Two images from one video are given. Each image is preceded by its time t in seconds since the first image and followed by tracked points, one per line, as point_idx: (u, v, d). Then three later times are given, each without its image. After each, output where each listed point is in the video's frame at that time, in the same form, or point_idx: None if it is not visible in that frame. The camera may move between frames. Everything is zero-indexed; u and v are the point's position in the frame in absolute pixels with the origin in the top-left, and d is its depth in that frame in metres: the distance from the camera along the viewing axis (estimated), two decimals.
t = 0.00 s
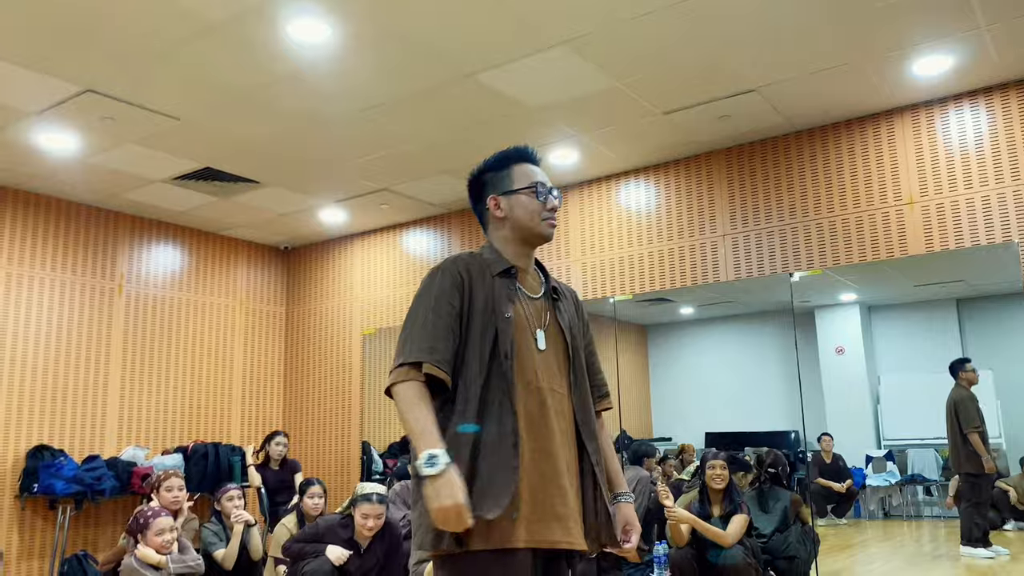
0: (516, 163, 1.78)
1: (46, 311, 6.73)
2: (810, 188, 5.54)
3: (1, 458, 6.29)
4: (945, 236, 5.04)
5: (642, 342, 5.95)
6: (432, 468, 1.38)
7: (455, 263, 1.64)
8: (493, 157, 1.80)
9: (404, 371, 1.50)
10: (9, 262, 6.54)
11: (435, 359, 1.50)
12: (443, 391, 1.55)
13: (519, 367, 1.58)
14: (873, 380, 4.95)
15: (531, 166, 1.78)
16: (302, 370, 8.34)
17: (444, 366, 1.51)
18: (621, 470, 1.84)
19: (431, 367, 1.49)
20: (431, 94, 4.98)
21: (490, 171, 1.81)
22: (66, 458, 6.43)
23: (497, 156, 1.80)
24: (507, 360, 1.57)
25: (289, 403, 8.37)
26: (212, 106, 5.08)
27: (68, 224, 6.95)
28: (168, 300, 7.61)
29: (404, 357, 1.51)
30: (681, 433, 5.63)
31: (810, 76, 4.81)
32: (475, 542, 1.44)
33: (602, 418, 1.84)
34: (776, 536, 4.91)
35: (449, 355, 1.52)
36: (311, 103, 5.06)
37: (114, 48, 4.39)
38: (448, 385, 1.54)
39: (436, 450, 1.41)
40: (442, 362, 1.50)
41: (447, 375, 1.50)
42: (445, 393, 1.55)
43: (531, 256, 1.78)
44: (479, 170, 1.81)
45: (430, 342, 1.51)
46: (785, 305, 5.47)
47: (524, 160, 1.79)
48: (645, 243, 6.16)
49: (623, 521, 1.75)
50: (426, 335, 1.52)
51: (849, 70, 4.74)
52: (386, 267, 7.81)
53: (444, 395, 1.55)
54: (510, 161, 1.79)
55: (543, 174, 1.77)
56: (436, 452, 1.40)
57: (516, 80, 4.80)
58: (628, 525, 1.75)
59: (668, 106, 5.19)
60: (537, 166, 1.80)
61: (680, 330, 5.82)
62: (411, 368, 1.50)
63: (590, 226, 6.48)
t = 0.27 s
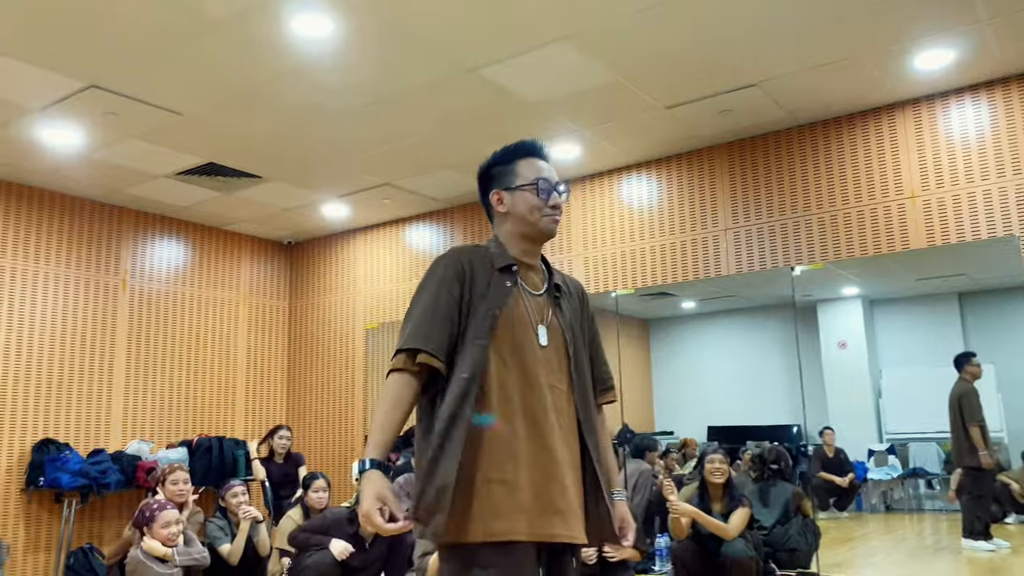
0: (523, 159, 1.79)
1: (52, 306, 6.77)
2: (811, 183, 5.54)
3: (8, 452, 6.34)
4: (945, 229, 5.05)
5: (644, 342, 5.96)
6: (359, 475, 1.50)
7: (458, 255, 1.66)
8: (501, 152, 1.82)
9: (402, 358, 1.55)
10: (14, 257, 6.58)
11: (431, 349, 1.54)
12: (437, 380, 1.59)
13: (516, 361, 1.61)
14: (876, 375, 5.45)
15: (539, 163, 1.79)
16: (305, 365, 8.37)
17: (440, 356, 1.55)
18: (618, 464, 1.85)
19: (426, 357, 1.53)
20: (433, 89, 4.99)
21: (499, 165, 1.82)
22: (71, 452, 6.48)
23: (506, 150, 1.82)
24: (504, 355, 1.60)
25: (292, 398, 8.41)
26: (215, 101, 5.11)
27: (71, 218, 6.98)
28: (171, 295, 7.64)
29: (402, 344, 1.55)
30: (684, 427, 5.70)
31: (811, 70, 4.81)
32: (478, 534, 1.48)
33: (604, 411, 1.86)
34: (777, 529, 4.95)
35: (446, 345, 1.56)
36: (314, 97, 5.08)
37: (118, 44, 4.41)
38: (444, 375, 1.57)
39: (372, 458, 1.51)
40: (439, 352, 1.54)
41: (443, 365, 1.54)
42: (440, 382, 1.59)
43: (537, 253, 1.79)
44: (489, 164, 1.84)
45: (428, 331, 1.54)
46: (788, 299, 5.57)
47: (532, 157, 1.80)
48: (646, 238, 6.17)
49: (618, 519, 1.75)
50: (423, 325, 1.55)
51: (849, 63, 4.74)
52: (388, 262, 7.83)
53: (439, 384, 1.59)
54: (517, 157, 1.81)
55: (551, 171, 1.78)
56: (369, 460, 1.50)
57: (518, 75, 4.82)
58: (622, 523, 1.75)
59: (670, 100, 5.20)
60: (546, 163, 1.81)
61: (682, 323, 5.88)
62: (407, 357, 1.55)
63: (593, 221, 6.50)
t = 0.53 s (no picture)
0: (542, 171, 1.86)
1: (60, 302, 6.90)
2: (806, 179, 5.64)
3: (18, 445, 6.48)
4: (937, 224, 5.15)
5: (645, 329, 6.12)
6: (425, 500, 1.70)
7: (469, 260, 1.76)
8: (521, 159, 1.88)
9: (442, 361, 1.64)
10: (23, 254, 6.70)
11: (469, 355, 1.65)
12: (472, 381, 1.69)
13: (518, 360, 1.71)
14: (873, 369, 5.21)
15: (556, 176, 1.86)
16: (309, 359, 8.50)
17: (477, 362, 1.66)
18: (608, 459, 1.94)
19: (465, 362, 1.63)
20: (434, 90, 5.10)
21: (514, 170, 1.88)
22: (81, 445, 6.62)
23: (525, 158, 1.88)
24: (511, 355, 1.70)
25: (296, 392, 8.54)
26: (220, 102, 5.21)
27: (79, 216, 7.10)
28: (177, 291, 7.77)
29: (440, 347, 1.65)
30: (682, 417, 5.83)
31: (804, 71, 4.92)
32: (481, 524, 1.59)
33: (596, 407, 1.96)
34: (772, 518, 5.10)
35: (477, 348, 1.66)
36: (317, 98, 5.18)
37: (126, 47, 4.52)
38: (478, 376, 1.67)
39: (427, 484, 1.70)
40: (476, 357, 1.65)
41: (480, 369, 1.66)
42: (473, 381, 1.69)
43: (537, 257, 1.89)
44: (505, 168, 1.88)
45: (460, 336, 1.65)
46: (781, 294, 5.65)
47: (549, 169, 1.87)
48: (644, 233, 6.28)
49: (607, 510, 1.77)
50: (454, 330, 1.65)
51: (842, 64, 4.85)
52: (390, 258, 7.95)
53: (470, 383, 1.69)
54: (535, 166, 1.87)
55: (566, 187, 1.87)
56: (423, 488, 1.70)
57: (517, 76, 4.92)
58: (614, 514, 1.81)
59: (666, 100, 5.31)
60: (562, 177, 1.89)
61: (680, 319, 5.99)
62: (446, 360, 1.64)
63: (591, 217, 6.60)
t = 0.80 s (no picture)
0: (520, 171, 1.94)
1: (75, 295, 7.07)
2: (805, 175, 5.75)
3: (37, 434, 6.67)
4: (933, 221, 5.26)
5: (650, 320, 6.19)
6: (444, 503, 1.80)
7: (465, 260, 1.85)
8: (499, 162, 1.97)
9: (449, 360, 1.72)
10: (39, 248, 6.86)
11: (474, 352, 1.72)
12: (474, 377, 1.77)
13: (513, 351, 1.82)
14: (875, 358, 5.23)
15: (535, 175, 1.94)
16: (318, 350, 8.66)
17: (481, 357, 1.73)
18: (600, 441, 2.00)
19: (472, 360, 1.71)
20: (440, 88, 5.22)
21: (496, 174, 1.97)
22: (97, 434, 6.80)
23: (503, 160, 1.97)
24: (512, 345, 1.82)
25: (306, 382, 8.70)
26: (231, 101, 5.35)
27: (93, 210, 7.26)
28: (188, 284, 7.92)
29: (447, 348, 1.72)
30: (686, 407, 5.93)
31: (801, 69, 5.02)
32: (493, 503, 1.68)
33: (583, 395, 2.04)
34: (768, 505, 5.25)
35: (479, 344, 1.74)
36: (326, 97, 5.31)
37: (141, 49, 4.66)
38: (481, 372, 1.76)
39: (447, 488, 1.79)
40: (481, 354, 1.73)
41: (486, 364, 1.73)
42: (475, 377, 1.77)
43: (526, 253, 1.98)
44: (486, 173, 1.97)
45: (463, 335, 1.73)
46: (779, 285, 5.74)
47: (529, 169, 1.95)
48: (647, 227, 6.40)
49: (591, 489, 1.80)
50: (456, 329, 1.73)
51: (838, 62, 4.95)
52: (397, 251, 8.09)
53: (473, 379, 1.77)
54: (515, 167, 1.96)
55: (546, 184, 1.95)
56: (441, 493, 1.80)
57: (520, 75, 5.04)
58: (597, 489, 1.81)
59: (667, 97, 5.41)
60: (541, 174, 1.97)
61: (684, 309, 6.06)
62: (452, 359, 1.72)
63: (594, 212, 6.73)
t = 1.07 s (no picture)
0: (510, 171, 1.94)
1: (85, 288, 7.20)
2: (802, 169, 5.82)
3: (49, 425, 6.81)
4: (928, 215, 5.33)
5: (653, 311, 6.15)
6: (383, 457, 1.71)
7: (455, 261, 1.85)
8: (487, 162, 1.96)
9: (414, 355, 1.76)
10: (49, 242, 6.99)
11: (440, 347, 1.75)
12: (444, 373, 1.80)
13: (502, 354, 1.78)
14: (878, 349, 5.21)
15: (523, 172, 1.94)
16: (324, 341, 8.78)
17: (449, 352, 1.76)
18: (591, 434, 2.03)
19: (437, 355, 1.74)
20: (442, 85, 5.29)
21: (486, 175, 1.96)
22: (108, 425, 6.93)
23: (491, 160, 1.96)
24: (496, 347, 1.78)
25: (312, 373, 8.83)
26: (237, 98, 5.44)
27: (102, 204, 7.37)
28: (196, 277, 8.04)
29: (414, 342, 1.76)
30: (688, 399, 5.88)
31: (799, 65, 5.08)
32: (483, 496, 1.68)
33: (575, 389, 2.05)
34: (765, 494, 5.29)
35: (449, 339, 1.76)
36: (330, 94, 5.40)
37: (149, 48, 4.75)
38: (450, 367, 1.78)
39: (391, 443, 1.71)
40: (448, 350, 1.76)
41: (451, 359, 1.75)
42: (446, 373, 1.79)
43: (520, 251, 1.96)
44: (476, 174, 1.96)
45: (435, 331, 1.76)
46: (776, 278, 5.72)
47: (516, 167, 1.95)
48: (647, 221, 6.48)
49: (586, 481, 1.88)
50: (430, 326, 1.76)
51: (836, 59, 5.00)
52: (401, 244, 8.19)
53: (446, 375, 1.80)
54: (505, 167, 1.95)
55: (535, 180, 1.94)
56: (388, 444, 1.71)
57: (521, 72, 5.11)
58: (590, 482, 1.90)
59: (666, 93, 5.48)
60: (530, 171, 1.96)
61: (687, 300, 6.00)
62: (418, 354, 1.76)
63: (595, 206, 6.81)
